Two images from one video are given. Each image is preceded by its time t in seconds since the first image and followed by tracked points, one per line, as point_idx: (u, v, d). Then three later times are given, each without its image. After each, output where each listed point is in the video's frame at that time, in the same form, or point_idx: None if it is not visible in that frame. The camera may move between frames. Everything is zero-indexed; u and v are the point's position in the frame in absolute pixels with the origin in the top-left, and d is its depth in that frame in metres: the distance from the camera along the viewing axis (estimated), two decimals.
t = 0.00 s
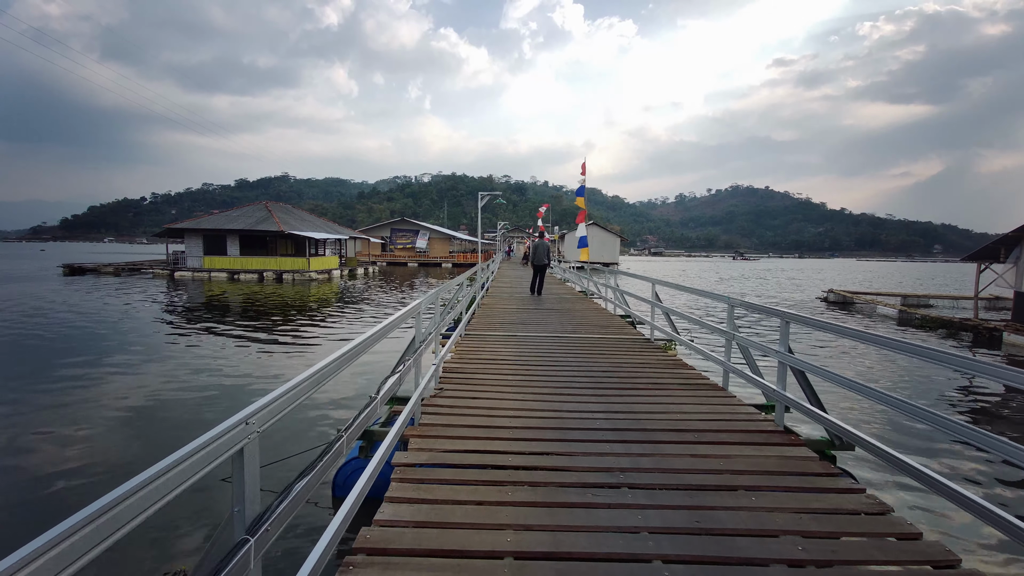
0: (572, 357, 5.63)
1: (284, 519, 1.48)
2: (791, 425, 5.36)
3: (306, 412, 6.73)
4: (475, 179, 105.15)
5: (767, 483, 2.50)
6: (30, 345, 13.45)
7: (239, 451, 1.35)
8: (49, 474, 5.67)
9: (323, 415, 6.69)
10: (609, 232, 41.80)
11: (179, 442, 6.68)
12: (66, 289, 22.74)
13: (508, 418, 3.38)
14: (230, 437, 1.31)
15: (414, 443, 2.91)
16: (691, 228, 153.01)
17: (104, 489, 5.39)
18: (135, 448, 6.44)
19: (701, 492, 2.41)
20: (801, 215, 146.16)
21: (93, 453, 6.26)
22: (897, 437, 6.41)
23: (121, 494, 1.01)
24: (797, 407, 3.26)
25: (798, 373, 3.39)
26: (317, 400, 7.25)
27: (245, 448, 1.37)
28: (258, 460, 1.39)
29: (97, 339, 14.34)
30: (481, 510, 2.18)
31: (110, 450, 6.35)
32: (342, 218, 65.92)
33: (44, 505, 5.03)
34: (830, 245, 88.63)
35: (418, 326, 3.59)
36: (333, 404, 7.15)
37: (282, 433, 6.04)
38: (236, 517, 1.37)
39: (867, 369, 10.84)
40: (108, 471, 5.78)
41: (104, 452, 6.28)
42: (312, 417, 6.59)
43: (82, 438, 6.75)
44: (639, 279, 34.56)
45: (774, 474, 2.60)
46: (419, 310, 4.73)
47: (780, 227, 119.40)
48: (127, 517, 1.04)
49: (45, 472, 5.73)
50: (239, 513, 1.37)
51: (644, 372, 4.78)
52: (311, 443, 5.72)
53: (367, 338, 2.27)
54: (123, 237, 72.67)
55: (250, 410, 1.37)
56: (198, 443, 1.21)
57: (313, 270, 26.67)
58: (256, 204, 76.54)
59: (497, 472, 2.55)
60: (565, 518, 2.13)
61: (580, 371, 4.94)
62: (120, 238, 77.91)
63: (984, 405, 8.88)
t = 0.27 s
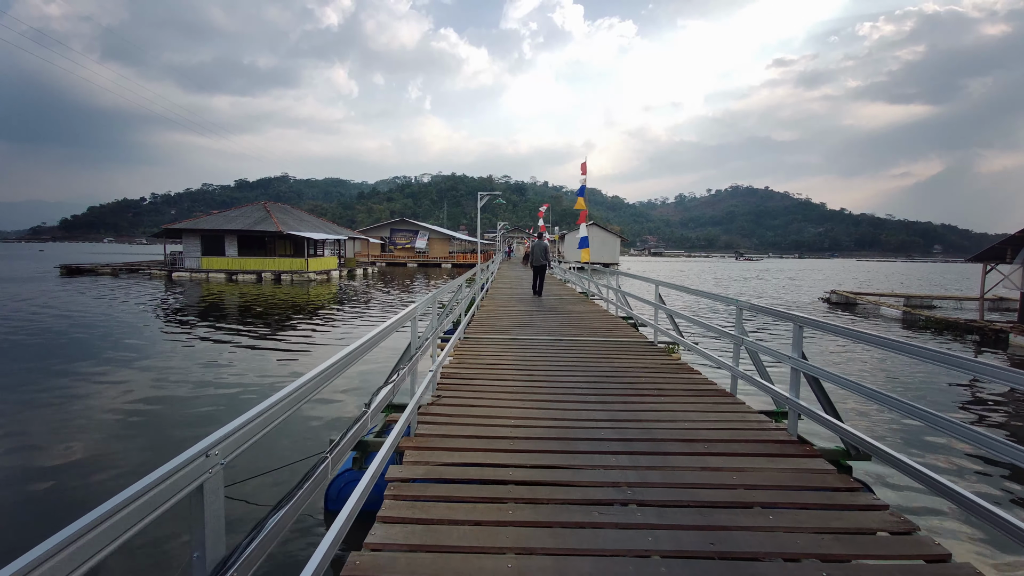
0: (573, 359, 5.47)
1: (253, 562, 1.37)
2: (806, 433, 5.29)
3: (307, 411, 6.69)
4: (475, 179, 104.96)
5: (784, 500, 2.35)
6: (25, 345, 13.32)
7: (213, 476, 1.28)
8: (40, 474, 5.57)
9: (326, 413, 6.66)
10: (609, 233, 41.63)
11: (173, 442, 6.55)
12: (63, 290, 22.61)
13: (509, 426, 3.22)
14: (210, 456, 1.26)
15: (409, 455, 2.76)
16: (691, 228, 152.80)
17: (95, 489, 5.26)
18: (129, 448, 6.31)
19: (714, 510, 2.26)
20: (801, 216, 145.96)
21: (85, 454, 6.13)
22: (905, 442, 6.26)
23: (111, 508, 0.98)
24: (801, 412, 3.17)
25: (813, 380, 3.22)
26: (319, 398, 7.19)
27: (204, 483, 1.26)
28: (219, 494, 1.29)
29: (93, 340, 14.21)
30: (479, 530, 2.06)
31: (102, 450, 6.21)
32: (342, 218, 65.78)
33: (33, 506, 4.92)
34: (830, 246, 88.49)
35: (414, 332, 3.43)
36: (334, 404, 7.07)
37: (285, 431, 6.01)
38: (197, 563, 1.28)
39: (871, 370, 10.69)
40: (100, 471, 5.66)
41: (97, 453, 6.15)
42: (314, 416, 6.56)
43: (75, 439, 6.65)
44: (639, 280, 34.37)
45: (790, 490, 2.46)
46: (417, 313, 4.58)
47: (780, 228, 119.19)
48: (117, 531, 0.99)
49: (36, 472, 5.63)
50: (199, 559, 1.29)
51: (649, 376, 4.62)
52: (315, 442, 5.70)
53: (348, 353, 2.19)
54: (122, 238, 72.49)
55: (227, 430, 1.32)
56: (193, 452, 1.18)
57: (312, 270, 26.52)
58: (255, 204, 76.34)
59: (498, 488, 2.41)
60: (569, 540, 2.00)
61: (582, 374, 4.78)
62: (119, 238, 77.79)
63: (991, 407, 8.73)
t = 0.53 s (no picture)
0: (576, 362, 5.31)
1: None
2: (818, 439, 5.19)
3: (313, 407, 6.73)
4: (475, 179, 104.74)
5: (804, 515, 2.22)
6: (20, 346, 13.15)
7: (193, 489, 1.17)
8: (31, 475, 5.44)
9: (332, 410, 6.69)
10: (609, 233, 41.46)
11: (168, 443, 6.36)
12: (60, 290, 22.44)
13: (511, 433, 3.07)
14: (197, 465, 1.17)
15: (405, 464, 2.61)
16: (691, 228, 152.65)
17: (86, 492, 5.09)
18: (122, 449, 6.12)
19: (731, 526, 2.13)
20: (801, 215, 145.89)
21: (77, 455, 5.95)
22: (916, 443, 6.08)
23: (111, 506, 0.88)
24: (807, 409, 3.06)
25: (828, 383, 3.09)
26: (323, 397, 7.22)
27: (156, 521, 1.02)
28: (174, 533, 1.07)
29: (89, 341, 14.06)
30: (480, 549, 1.92)
31: (94, 452, 6.03)
32: (341, 218, 65.59)
33: (22, 507, 4.80)
34: (830, 245, 88.26)
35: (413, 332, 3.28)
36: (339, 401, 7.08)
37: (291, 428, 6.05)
38: None
39: (878, 369, 10.49)
40: (92, 472, 5.48)
41: (89, 454, 6.00)
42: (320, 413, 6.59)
43: (68, 440, 6.51)
44: (640, 280, 34.22)
45: (812, 505, 2.32)
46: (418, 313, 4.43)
47: (781, 228, 119.05)
48: (116, 535, 0.90)
49: (26, 473, 5.50)
50: None
51: (654, 379, 4.47)
52: (321, 433, 5.74)
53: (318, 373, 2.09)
54: (121, 238, 72.27)
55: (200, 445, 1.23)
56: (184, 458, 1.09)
57: (311, 270, 26.35)
58: (254, 204, 76.11)
59: (499, 501, 2.28)
60: (577, 560, 1.87)
61: (585, 377, 4.63)
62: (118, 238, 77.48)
63: (1002, 407, 8.53)
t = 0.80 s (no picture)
0: (577, 365, 5.14)
1: None
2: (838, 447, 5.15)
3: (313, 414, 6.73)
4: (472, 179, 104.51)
5: (831, 535, 2.07)
6: (10, 346, 12.92)
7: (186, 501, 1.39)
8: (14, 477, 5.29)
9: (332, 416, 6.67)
10: (608, 232, 41.31)
11: (161, 443, 6.22)
12: (52, 290, 22.16)
13: (513, 443, 2.89)
14: (180, 485, 1.36)
15: (402, 480, 2.43)
16: (688, 228, 152.80)
17: (76, 492, 4.95)
18: (112, 448, 5.97)
19: (754, 548, 1.98)
20: (797, 216, 146.22)
21: (65, 455, 5.79)
22: (924, 446, 5.95)
23: (96, 529, 1.10)
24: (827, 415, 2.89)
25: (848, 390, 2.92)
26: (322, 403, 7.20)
27: None
28: None
29: (80, 342, 13.84)
30: None
31: (85, 453, 5.88)
32: (338, 217, 65.26)
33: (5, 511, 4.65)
34: (827, 245, 88.44)
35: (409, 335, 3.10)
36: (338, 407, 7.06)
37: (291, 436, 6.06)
38: None
39: (880, 369, 10.38)
40: (78, 474, 5.31)
41: (76, 455, 5.85)
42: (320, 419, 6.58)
43: (55, 441, 6.36)
44: (638, 280, 34.09)
45: (836, 524, 2.17)
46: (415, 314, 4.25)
47: (777, 228, 119.26)
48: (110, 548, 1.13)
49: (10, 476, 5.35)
50: None
51: (659, 384, 4.31)
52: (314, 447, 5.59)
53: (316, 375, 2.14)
54: (116, 237, 71.68)
55: (180, 467, 1.36)
56: (156, 485, 1.27)
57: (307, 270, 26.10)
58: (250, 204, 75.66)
59: (504, 522, 2.10)
60: None
61: (588, 381, 4.46)
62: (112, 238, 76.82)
63: (1006, 408, 8.42)
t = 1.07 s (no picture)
0: (573, 367, 5.00)
1: None
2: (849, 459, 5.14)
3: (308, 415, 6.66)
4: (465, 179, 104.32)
5: (849, 554, 1.97)
6: None
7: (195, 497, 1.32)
8: None
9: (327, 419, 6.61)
10: (601, 232, 41.29)
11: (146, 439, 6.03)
12: (36, 291, 21.72)
13: (509, 453, 2.75)
14: (189, 479, 1.28)
15: (391, 495, 2.28)
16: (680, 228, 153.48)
17: (57, 490, 4.76)
18: (96, 447, 5.78)
19: (769, 569, 1.87)
20: (789, 216, 147.13)
21: (45, 455, 5.59)
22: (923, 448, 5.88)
23: (98, 529, 1.01)
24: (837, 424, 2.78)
25: (857, 396, 2.80)
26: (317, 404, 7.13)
27: None
28: None
29: (64, 343, 13.53)
30: None
31: (66, 450, 5.68)
32: (330, 217, 64.83)
33: None
34: (818, 246, 89.02)
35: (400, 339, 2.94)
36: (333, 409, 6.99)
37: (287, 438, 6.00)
38: None
39: (875, 369, 10.33)
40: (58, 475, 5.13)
41: (57, 455, 5.66)
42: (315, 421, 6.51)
43: (35, 442, 6.15)
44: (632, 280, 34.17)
45: (848, 542, 2.06)
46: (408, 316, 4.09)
47: (769, 228, 120.02)
48: (122, 544, 1.06)
49: None
50: None
51: (658, 387, 4.18)
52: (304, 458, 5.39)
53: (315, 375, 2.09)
54: (104, 238, 70.77)
55: (193, 458, 1.30)
56: (169, 478, 1.21)
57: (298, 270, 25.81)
58: (241, 204, 75.00)
59: (500, 539, 1.98)
60: None
61: (584, 384, 4.33)
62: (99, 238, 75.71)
63: (1000, 408, 8.42)
